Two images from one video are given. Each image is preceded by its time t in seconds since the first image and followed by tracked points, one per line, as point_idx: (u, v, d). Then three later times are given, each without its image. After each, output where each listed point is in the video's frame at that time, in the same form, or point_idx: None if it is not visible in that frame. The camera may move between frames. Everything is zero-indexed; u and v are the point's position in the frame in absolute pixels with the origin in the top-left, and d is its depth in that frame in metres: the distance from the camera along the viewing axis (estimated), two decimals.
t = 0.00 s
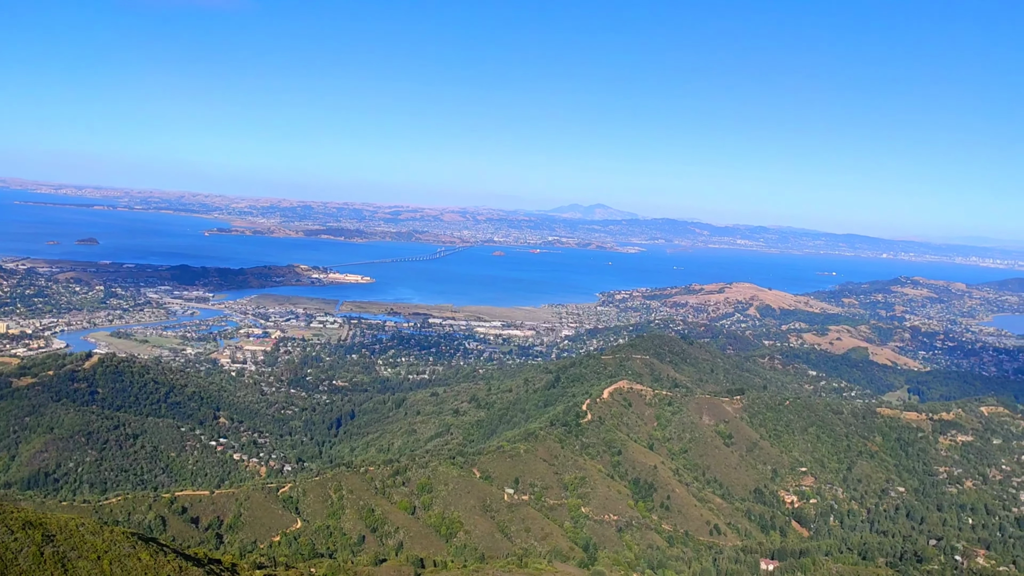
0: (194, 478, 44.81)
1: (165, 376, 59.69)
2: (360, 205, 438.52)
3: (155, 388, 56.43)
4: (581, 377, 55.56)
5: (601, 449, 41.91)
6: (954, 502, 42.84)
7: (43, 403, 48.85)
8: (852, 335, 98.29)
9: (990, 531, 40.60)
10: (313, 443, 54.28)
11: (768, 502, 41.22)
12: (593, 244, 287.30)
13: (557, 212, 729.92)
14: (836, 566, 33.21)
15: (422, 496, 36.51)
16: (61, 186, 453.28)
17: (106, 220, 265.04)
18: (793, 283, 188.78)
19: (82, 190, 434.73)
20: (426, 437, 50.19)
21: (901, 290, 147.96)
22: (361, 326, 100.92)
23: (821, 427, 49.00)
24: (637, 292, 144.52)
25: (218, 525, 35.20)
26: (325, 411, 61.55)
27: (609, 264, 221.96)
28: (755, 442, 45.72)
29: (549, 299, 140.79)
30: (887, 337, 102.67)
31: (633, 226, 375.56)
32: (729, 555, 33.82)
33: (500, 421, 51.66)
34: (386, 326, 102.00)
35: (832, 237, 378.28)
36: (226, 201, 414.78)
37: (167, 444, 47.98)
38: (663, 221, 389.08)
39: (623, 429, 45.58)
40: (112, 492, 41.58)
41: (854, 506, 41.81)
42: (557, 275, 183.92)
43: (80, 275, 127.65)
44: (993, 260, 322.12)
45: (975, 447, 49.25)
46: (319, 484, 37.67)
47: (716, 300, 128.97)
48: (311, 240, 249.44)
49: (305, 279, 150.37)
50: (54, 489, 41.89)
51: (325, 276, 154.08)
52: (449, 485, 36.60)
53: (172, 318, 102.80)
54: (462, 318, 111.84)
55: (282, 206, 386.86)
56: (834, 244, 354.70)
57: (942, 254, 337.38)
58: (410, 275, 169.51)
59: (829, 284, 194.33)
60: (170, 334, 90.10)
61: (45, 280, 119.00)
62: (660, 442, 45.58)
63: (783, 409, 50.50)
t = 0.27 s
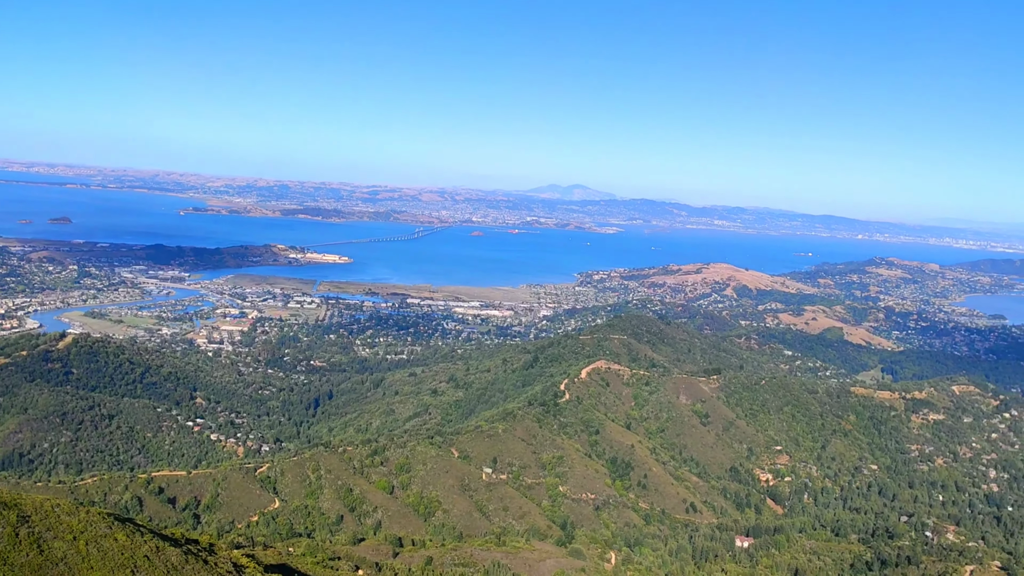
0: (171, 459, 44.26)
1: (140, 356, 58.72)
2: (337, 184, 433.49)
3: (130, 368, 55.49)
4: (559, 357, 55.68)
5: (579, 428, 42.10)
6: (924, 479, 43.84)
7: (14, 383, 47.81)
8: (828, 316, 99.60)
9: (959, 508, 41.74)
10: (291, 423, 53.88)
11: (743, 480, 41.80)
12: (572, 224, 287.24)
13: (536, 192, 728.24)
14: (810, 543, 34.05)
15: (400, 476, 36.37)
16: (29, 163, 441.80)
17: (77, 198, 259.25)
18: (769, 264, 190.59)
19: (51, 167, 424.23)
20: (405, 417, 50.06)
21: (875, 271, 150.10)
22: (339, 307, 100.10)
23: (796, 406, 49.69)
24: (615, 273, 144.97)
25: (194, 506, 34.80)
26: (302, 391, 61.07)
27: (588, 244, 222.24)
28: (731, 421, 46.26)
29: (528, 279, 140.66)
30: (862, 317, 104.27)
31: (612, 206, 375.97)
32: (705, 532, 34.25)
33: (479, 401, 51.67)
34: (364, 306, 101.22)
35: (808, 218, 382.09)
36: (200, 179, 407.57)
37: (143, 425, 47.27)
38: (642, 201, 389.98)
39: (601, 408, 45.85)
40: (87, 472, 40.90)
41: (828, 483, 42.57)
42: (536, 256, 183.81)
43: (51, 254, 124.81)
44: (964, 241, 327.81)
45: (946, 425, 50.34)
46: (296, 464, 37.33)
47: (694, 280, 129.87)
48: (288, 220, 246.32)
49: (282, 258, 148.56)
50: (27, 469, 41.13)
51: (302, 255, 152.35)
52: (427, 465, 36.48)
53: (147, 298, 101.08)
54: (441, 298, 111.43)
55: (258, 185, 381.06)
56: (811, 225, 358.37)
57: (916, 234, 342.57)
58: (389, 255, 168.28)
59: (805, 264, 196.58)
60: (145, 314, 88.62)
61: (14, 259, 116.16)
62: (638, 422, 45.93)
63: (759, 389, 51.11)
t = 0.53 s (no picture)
0: (154, 440, 43.90)
1: (122, 337, 58.01)
2: (321, 164, 428.88)
3: (112, 349, 54.80)
4: (544, 338, 55.72)
5: (563, 409, 42.25)
6: (904, 459, 44.62)
7: None
8: (811, 297, 100.49)
9: (937, 487, 42.60)
10: (275, 404, 53.64)
11: (726, 460, 42.26)
12: (557, 206, 286.57)
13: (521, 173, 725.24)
14: (791, 522, 34.63)
15: (385, 456, 36.28)
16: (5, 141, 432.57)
17: (55, 177, 254.68)
18: (753, 245, 191.64)
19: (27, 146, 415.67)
20: (390, 399, 49.99)
21: (858, 253, 151.43)
22: (323, 287, 99.39)
23: (779, 387, 50.20)
24: (600, 254, 145.07)
25: (178, 487, 34.58)
26: (287, 372, 60.73)
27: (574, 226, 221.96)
28: (715, 402, 46.68)
29: (513, 261, 140.51)
30: (844, 299, 105.28)
31: (597, 187, 375.58)
32: (688, 512, 34.61)
33: (464, 382, 51.66)
34: (348, 287, 100.54)
35: (792, 199, 384.21)
36: (182, 158, 401.46)
37: (125, 406, 46.80)
38: (627, 183, 389.78)
39: (585, 389, 46.04)
40: (69, 453, 40.51)
41: (809, 463, 43.18)
42: (521, 237, 183.43)
43: (30, 233, 122.59)
44: (945, 223, 331.58)
45: (926, 406, 51.17)
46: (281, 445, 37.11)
47: (678, 262, 130.33)
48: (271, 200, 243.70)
49: (265, 239, 147.07)
50: (8, 451, 40.61)
51: (286, 236, 150.92)
52: (412, 446, 36.43)
53: (128, 279, 99.73)
54: (426, 280, 110.98)
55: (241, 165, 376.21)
56: (794, 207, 360.54)
57: (897, 217, 345.99)
58: (373, 236, 167.15)
59: (789, 246, 197.84)
60: (126, 294, 87.50)
61: None
62: (622, 402, 46.22)
63: (742, 370, 51.53)
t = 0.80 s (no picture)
0: (145, 424, 43.75)
1: (113, 320, 57.59)
2: (312, 148, 425.41)
3: (103, 333, 54.42)
4: (536, 323, 55.74)
5: (555, 394, 42.39)
6: (892, 442, 45.08)
7: None
8: (802, 283, 100.88)
9: (925, 470, 43.12)
10: (266, 388, 53.54)
11: (716, 445, 42.55)
12: (549, 190, 285.59)
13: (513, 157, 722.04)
14: (780, 506, 34.98)
15: (377, 440, 36.28)
16: None
17: (43, 159, 251.72)
18: (745, 231, 192.08)
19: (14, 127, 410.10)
20: (381, 383, 49.98)
21: (849, 239, 152.00)
22: (314, 272, 98.89)
23: (769, 371, 50.51)
24: (592, 239, 144.98)
25: (170, 471, 34.54)
26: (278, 356, 60.57)
27: (566, 211, 221.41)
28: (705, 387, 46.94)
29: (505, 245, 140.28)
30: (835, 285, 105.81)
31: (590, 172, 374.68)
32: (678, 495, 34.87)
33: (455, 366, 51.67)
34: (339, 272, 100.06)
35: (784, 185, 384.67)
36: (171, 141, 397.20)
37: (116, 389, 46.56)
38: (620, 168, 388.83)
39: (577, 374, 46.18)
40: (61, 437, 40.36)
41: (799, 448, 43.57)
42: (513, 222, 182.89)
43: (18, 216, 121.21)
44: (936, 209, 332.99)
45: (915, 390, 51.68)
46: (273, 429, 37.03)
47: (670, 247, 130.37)
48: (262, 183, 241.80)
49: (257, 223, 146.03)
50: None
51: (277, 220, 149.89)
52: (404, 430, 36.42)
53: (119, 262, 98.91)
54: (418, 264, 110.59)
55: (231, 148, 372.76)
56: (786, 192, 361.23)
57: (888, 202, 347.12)
58: (365, 220, 166.23)
59: (780, 232, 198.29)
60: (117, 278, 86.78)
61: None
62: (613, 387, 46.44)
63: (733, 355, 51.78)
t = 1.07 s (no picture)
0: (140, 409, 43.69)
1: (107, 306, 57.31)
2: (306, 134, 422.80)
3: (97, 318, 54.17)
4: (530, 310, 55.74)
5: (549, 380, 42.47)
6: (885, 429, 45.39)
7: None
8: (796, 270, 101.06)
9: (918, 457, 43.49)
10: (261, 374, 53.47)
11: (710, 431, 42.76)
12: (544, 177, 284.68)
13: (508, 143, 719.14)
14: (773, 492, 35.20)
15: (371, 426, 36.28)
16: None
17: (35, 144, 249.44)
18: (739, 218, 192.19)
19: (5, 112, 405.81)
20: (376, 369, 49.98)
21: (844, 226, 152.19)
22: (309, 258, 98.53)
23: (763, 358, 50.69)
24: (587, 226, 144.71)
25: (165, 456, 34.56)
26: (272, 342, 60.46)
27: (561, 198, 220.95)
28: (700, 373, 47.11)
29: (499, 232, 140.01)
30: (829, 272, 106.05)
31: (585, 159, 373.69)
32: (671, 482, 35.03)
33: (450, 353, 51.65)
34: (334, 258, 99.67)
35: (779, 172, 384.59)
36: (164, 126, 394.01)
37: (111, 375, 46.46)
38: (615, 155, 387.79)
39: (571, 360, 46.26)
40: (55, 422, 40.28)
41: (792, 435, 43.84)
42: (508, 208, 182.42)
43: (10, 201, 120.18)
44: (930, 196, 333.69)
45: (907, 377, 52.01)
46: (268, 414, 36.98)
47: (665, 234, 130.38)
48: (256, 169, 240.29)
49: (251, 209, 145.26)
50: None
51: (272, 206, 149.11)
52: (399, 416, 36.43)
53: (113, 248, 98.29)
54: (412, 251, 110.33)
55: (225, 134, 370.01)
56: (781, 179, 361.22)
57: (883, 190, 347.48)
58: (359, 206, 165.51)
59: (776, 219, 198.30)
60: (111, 263, 86.30)
61: None
62: (608, 373, 46.54)
63: (727, 342, 51.92)
